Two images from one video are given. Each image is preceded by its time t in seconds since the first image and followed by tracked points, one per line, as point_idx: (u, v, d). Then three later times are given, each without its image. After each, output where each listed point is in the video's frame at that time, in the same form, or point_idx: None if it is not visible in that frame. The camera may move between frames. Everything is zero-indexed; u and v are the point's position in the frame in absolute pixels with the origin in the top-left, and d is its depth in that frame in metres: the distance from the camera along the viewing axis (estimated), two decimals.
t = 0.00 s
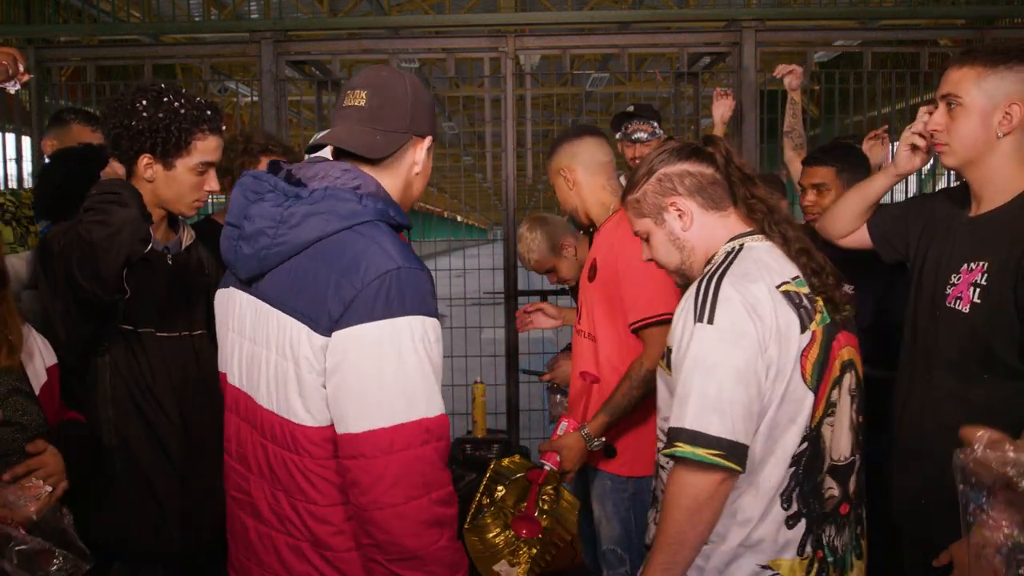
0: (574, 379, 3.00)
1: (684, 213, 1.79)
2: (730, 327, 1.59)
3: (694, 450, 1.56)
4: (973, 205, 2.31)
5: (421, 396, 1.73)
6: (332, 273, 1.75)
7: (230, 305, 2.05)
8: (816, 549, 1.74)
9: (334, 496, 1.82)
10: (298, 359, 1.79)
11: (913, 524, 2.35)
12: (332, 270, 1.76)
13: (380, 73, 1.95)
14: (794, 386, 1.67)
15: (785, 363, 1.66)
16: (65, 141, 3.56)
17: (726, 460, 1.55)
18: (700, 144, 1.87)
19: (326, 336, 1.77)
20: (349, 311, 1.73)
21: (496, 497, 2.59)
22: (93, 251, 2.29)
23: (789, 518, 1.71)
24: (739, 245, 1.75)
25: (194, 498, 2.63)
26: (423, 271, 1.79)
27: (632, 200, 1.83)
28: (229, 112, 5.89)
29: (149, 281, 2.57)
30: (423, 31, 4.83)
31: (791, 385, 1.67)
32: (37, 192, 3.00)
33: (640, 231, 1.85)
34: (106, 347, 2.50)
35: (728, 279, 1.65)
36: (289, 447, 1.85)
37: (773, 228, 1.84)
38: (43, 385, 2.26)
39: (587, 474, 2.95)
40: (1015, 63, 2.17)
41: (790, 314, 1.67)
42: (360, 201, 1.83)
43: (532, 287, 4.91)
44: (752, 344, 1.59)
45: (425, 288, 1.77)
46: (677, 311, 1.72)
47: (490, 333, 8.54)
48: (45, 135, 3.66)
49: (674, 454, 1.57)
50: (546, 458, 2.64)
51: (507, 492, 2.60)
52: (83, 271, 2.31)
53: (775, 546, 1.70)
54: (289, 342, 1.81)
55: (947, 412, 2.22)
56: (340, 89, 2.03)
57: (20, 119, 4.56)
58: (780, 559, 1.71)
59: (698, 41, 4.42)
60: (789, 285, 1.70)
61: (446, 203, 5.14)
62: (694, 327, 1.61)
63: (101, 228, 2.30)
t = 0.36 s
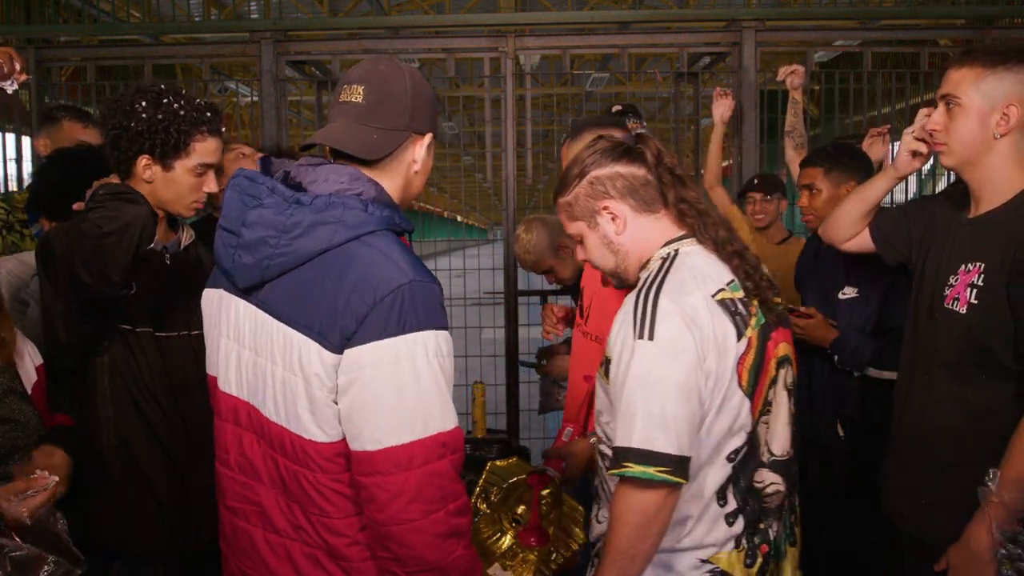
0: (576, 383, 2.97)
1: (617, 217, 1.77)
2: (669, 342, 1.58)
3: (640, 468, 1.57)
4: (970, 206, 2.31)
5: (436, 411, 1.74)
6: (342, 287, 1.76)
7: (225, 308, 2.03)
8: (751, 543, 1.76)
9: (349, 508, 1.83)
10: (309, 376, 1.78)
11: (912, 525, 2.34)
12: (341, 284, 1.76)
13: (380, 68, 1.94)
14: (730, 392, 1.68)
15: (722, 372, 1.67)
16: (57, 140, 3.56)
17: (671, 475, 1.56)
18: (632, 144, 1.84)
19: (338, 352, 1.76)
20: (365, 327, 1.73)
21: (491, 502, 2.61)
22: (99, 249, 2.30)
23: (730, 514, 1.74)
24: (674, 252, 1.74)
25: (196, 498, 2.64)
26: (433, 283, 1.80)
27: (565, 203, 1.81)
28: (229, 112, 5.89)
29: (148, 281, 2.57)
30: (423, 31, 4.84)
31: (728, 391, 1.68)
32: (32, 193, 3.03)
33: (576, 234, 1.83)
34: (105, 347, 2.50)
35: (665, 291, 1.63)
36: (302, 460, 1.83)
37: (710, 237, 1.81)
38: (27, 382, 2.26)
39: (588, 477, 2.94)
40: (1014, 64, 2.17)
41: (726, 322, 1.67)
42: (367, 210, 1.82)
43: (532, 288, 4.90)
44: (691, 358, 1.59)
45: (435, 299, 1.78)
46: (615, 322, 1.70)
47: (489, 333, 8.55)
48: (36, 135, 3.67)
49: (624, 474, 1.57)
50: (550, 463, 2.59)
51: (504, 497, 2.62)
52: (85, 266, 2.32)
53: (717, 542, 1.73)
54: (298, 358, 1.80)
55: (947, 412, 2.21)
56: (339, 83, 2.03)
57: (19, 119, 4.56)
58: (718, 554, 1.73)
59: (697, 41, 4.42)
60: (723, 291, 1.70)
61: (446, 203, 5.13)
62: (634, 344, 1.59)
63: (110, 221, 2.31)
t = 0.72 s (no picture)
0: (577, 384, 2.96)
1: (561, 224, 1.77)
2: (608, 349, 1.58)
3: (578, 475, 1.56)
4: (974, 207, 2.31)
5: (429, 413, 1.75)
6: (336, 290, 1.75)
7: (219, 310, 2.03)
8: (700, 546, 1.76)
9: (345, 509, 1.83)
10: (301, 381, 1.78)
11: (913, 525, 2.34)
12: (334, 287, 1.76)
13: (369, 66, 1.94)
14: (676, 398, 1.68)
15: (665, 377, 1.66)
16: (44, 138, 3.56)
17: (608, 482, 1.56)
18: (576, 150, 1.84)
19: (330, 357, 1.77)
20: (357, 330, 1.73)
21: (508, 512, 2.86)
22: (99, 250, 2.30)
23: (687, 522, 1.74)
24: (617, 257, 1.74)
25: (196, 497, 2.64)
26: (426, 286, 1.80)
27: (511, 212, 1.81)
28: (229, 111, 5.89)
29: (148, 282, 2.57)
30: (423, 31, 4.84)
31: (674, 398, 1.67)
32: (30, 194, 3.03)
33: (522, 241, 1.85)
34: (104, 346, 2.50)
35: (605, 297, 1.63)
36: (296, 462, 1.84)
37: (659, 243, 1.78)
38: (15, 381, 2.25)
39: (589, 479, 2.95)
40: (1019, 65, 2.17)
41: (670, 326, 1.66)
42: (358, 212, 1.81)
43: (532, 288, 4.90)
44: (630, 363, 1.59)
45: (427, 302, 1.78)
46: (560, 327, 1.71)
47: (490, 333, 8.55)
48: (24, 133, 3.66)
49: (561, 482, 1.57)
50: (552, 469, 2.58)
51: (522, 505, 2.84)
52: (87, 266, 2.31)
53: (675, 549, 1.73)
54: (291, 361, 1.80)
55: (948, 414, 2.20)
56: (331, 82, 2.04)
57: (19, 119, 4.57)
58: (680, 562, 1.74)
59: (698, 41, 4.42)
60: (667, 295, 1.68)
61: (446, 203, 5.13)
62: (574, 350, 1.60)
63: (107, 223, 2.31)
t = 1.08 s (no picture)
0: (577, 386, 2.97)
1: (549, 228, 1.77)
2: (614, 354, 1.57)
3: (596, 484, 1.55)
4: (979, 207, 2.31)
5: (402, 409, 1.72)
6: (312, 288, 1.75)
7: (215, 315, 2.04)
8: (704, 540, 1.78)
9: (325, 506, 1.82)
10: (277, 373, 1.79)
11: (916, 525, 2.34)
12: (313, 285, 1.76)
13: (357, 69, 1.95)
14: (679, 400, 1.68)
15: (670, 380, 1.66)
16: (34, 136, 3.56)
17: (623, 488, 1.55)
18: (561, 153, 1.83)
19: (304, 350, 1.77)
20: (331, 326, 1.73)
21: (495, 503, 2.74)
22: (99, 251, 2.31)
23: (687, 518, 1.75)
24: (611, 261, 1.73)
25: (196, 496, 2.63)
26: (405, 282, 1.78)
27: (499, 217, 1.81)
28: (229, 112, 5.90)
29: (148, 283, 2.58)
30: (424, 32, 4.84)
31: (677, 400, 1.67)
32: (28, 195, 3.02)
33: (509, 247, 1.84)
34: (103, 346, 2.49)
35: (606, 303, 1.62)
36: (276, 455, 1.84)
37: (649, 244, 1.78)
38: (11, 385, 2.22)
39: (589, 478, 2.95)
40: (1021, 65, 2.17)
41: (671, 329, 1.66)
42: (338, 210, 1.81)
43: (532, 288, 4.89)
44: (638, 369, 1.58)
45: (404, 299, 1.76)
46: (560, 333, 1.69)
47: (489, 333, 8.55)
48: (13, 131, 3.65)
49: (577, 493, 1.56)
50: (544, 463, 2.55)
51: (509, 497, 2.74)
52: (88, 267, 2.31)
53: (678, 548, 1.73)
54: (269, 355, 1.82)
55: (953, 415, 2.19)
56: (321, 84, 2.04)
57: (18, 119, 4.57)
58: (682, 559, 1.74)
59: (697, 41, 4.42)
60: (665, 299, 1.69)
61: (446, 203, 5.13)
62: (580, 358, 1.59)
63: (108, 226, 2.33)
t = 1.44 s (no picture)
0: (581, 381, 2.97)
1: (589, 220, 1.75)
2: (664, 340, 1.58)
3: (651, 466, 1.54)
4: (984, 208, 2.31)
5: (385, 390, 1.71)
6: (297, 279, 1.77)
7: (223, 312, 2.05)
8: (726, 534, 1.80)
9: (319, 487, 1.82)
10: (268, 361, 1.82)
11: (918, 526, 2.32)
12: (298, 277, 1.76)
13: (341, 73, 1.94)
14: (717, 390, 1.70)
15: (709, 369, 1.68)
16: (32, 136, 3.56)
17: (675, 472, 1.55)
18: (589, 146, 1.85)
19: (292, 339, 1.79)
20: (314, 314, 1.74)
21: (496, 500, 2.62)
22: (97, 253, 2.32)
23: (714, 509, 1.77)
24: (647, 254, 1.74)
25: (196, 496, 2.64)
26: (385, 272, 1.78)
27: (533, 209, 1.77)
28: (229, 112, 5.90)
29: (147, 283, 2.58)
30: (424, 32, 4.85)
31: (714, 387, 1.70)
32: (30, 198, 3.03)
33: (543, 238, 1.79)
34: (103, 347, 2.49)
35: (653, 292, 1.63)
36: (273, 440, 1.86)
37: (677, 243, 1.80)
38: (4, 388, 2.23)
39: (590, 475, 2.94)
40: (1019, 69, 2.15)
41: (713, 321, 1.69)
42: (323, 206, 1.82)
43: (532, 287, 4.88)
44: (686, 355, 1.59)
45: (385, 288, 1.76)
46: (600, 322, 1.68)
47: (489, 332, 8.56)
48: (11, 131, 3.65)
49: (631, 475, 1.54)
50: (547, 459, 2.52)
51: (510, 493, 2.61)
52: (82, 266, 2.31)
53: (707, 538, 1.75)
54: (261, 344, 1.85)
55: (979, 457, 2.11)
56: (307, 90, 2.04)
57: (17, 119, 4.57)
58: (709, 550, 1.76)
59: (697, 41, 4.42)
60: (702, 291, 1.72)
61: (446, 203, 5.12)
62: (630, 344, 1.58)
63: (106, 227, 2.36)
